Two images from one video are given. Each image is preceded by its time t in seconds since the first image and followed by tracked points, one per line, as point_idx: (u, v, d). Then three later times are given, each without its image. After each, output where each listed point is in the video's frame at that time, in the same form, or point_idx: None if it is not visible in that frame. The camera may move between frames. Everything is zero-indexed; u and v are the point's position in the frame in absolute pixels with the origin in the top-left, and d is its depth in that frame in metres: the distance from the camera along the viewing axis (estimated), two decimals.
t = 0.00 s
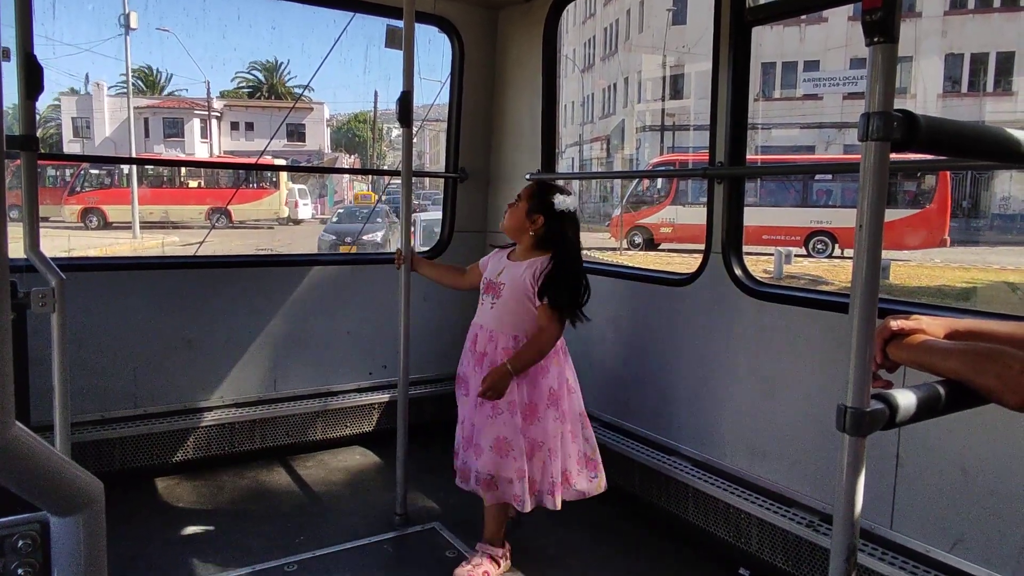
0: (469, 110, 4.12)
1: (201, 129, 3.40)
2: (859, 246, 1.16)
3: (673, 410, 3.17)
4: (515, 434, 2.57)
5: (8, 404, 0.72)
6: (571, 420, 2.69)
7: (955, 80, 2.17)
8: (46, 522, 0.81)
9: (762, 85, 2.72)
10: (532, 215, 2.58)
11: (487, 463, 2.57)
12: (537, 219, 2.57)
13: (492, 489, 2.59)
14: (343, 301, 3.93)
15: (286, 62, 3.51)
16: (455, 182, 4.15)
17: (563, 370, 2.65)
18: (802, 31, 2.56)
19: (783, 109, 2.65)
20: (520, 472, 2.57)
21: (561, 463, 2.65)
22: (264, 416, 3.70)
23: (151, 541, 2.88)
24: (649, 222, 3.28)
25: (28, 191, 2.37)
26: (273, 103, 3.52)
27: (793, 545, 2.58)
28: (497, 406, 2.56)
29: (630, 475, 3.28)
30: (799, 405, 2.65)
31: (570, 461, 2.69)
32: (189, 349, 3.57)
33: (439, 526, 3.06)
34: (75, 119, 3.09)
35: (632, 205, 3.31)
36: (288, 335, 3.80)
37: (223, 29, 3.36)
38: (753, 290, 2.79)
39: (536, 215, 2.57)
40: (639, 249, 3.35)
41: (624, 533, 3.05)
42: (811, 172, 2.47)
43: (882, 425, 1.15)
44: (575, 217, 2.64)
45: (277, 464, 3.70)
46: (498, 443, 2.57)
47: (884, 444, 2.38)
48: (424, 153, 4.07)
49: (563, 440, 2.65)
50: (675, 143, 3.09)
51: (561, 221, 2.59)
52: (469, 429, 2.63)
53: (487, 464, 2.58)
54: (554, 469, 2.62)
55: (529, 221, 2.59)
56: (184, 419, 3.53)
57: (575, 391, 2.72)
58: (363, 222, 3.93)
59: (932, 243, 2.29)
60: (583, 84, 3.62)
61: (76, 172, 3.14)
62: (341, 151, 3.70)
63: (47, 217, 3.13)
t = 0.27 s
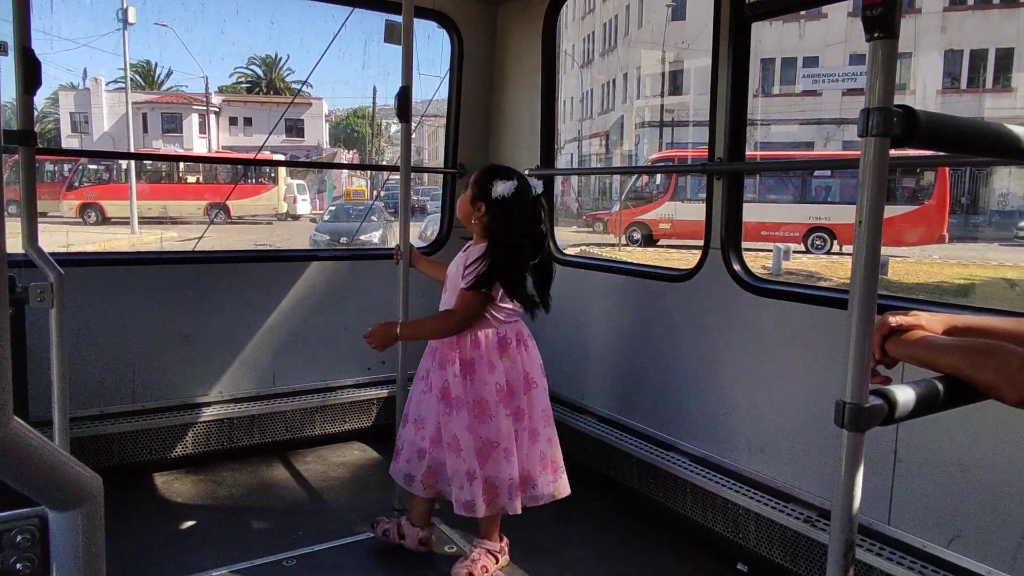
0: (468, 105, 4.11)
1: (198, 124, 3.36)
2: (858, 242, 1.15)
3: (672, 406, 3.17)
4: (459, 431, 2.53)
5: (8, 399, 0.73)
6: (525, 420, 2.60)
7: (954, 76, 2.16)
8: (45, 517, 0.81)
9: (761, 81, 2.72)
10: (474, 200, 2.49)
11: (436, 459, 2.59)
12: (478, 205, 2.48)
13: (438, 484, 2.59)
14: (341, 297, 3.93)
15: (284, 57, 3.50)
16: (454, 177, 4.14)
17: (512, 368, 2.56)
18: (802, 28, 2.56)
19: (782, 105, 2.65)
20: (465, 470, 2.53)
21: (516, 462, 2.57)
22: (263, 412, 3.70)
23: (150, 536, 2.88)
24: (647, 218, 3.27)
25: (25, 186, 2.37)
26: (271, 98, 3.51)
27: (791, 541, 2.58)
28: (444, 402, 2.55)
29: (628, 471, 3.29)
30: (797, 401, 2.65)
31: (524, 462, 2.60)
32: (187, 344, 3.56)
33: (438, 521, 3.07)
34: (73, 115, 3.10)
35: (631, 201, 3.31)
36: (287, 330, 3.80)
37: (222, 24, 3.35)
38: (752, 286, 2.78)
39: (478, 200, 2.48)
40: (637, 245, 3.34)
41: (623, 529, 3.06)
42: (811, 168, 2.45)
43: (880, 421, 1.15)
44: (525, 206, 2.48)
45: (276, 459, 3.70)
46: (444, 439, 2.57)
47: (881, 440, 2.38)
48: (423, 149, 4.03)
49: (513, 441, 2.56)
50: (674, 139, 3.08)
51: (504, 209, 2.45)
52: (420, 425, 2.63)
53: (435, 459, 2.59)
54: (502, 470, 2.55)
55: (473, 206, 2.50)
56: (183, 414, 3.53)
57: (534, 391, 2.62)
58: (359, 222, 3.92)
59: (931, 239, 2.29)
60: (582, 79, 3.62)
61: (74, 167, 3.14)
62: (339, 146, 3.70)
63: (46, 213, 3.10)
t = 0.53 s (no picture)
0: (468, 102, 4.11)
1: (199, 121, 3.39)
2: (859, 240, 1.15)
3: (671, 403, 3.17)
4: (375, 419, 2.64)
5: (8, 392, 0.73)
6: (428, 423, 2.55)
7: (955, 74, 2.16)
8: (44, 512, 0.81)
9: (762, 78, 2.72)
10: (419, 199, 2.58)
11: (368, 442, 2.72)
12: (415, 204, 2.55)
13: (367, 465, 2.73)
14: (342, 294, 3.93)
15: (285, 54, 3.49)
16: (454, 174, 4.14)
17: (417, 369, 2.53)
18: (803, 25, 2.56)
19: (782, 102, 2.65)
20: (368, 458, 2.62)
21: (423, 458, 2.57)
22: (263, 409, 3.71)
23: (151, 533, 2.88)
24: (647, 215, 3.28)
25: (26, 183, 2.37)
26: (271, 95, 3.51)
27: (790, 537, 2.59)
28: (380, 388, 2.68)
29: (627, 468, 3.29)
30: (796, 398, 2.65)
31: (424, 464, 2.57)
32: (188, 341, 3.56)
33: (438, 518, 3.07)
34: (73, 111, 3.09)
35: (631, 198, 3.31)
36: (288, 327, 3.80)
37: (222, 20, 3.34)
38: (753, 284, 2.78)
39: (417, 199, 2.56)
40: (638, 243, 3.34)
41: (622, 526, 3.06)
42: (812, 165, 2.45)
43: (880, 418, 1.15)
44: (446, 209, 2.46)
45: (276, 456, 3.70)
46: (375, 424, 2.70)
47: (881, 438, 2.38)
48: (423, 146, 4.05)
49: (410, 439, 2.56)
50: (674, 136, 3.08)
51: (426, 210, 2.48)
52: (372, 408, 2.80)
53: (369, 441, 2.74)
54: (405, 463, 2.59)
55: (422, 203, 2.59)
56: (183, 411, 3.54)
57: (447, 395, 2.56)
58: (358, 223, 3.92)
59: (931, 236, 2.28)
60: (582, 77, 3.61)
61: (75, 164, 3.12)
62: (339, 143, 3.69)
63: (46, 210, 3.08)
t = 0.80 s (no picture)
0: (469, 101, 4.11)
1: (200, 119, 3.39)
2: (862, 237, 1.15)
3: (673, 401, 3.17)
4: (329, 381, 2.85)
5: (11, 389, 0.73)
6: (343, 395, 2.68)
7: (956, 72, 2.16)
8: (48, 508, 0.80)
9: (764, 77, 2.72)
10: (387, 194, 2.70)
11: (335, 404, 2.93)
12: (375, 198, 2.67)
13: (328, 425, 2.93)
14: (342, 293, 3.93)
15: (286, 53, 3.49)
16: (455, 173, 4.14)
17: (354, 346, 2.67)
18: (804, 24, 2.56)
19: (784, 101, 2.64)
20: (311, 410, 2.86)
21: (340, 427, 2.68)
22: (265, 407, 3.71)
23: (153, 531, 2.88)
24: (648, 214, 3.28)
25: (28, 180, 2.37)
26: (272, 94, 3.52)
27: (792, 536, 2.58)
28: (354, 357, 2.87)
29: (629, 467, 3.29)
30: (798, 397, 2.65)
31: (338, 434, 2.69)
32: (189, 339, 3.57)
33: (439, 516, 3.07)
34: (74, 110, 3.07)
35: (633, 196, 3.31)
36: (290, 326, 3.80)
37: (223, 19, 3.34)
38: (755, 282, 2.78)
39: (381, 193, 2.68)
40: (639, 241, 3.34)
41: (624, 524, 3.06)
42: (813, 164, 2.45)
43: (884, 415, 1.15)
44: (392, 205, 2.56)
45: (277, 454, 3.71)
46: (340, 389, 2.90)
47: (883, 437, 2.38)
48: (424, 146, 4.04)
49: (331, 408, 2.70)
50: (676, 135, 3.08)
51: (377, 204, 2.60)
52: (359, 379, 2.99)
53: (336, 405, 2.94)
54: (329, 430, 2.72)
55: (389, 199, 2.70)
56: (185, 409, 3.53)
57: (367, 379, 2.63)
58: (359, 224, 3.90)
59: (933, 235, 2.28)
60: (584, 75, 3.61)
61: (76, 162, 3.12)
62: (341, 142, 3.68)
63: (47, 207, 3.14)
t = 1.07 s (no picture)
0: (471, 101, 4.11)
1: (201, 120, 3.38)
2: (862, 240, 1.15)
3: (674, 402, 3.18)
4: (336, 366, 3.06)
5: (14, 393, 0.73)
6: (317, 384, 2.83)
7: (958, 73, 2.16)
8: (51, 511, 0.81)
9: (765, 77, 2.72)
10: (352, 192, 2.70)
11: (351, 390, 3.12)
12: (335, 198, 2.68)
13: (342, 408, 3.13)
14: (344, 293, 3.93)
15: (288, 53, 3.50)
16: (457, 173, 4.14)
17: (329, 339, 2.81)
18: (805, 24, 2.55)
19: (785, 102, 2.64)
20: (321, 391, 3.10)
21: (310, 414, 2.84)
22: (266, 408, 3.71)
23: (154, 531, 2.89)
24: (650, 215, 3.28)
25: (29, 181, 2.37)
26: (273, 94, 3.52)
27: (792, 537, 2.59)
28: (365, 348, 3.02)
29: (629, 467, 3.29)
30: (799, 398, 2.66)
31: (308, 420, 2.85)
32: (191, 340, 3.57)
33: (440, 517, 3.07)
34: (76, 110, 3.08)
35: (634, 197, 3.31)
36: (291, 326, 3.81)
37: (224, 19, 3.35)
38: (756, 283, 2.78)
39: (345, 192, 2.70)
40: (640, 242, 3.34)
41: (624, 525, 3.06)
42: (815, 164, 2.45)
43: (884, 418, 1.15)
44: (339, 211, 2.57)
45: (278, 454, 3.71)
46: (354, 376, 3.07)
47: (884, 438, 2.38)
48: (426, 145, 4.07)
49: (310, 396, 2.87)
50: (677, 136, 3.08)
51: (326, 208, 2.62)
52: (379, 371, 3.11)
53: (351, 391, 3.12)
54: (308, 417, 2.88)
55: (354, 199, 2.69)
56: (186, 410, 3.53)
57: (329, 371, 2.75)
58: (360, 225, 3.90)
59: (934, 236, 2.27)
60: (585, 76, 3.61)
61: (77, 163, 3.14)
62: (342, 142, 3.69)
63: (49, 207, 3.15)
